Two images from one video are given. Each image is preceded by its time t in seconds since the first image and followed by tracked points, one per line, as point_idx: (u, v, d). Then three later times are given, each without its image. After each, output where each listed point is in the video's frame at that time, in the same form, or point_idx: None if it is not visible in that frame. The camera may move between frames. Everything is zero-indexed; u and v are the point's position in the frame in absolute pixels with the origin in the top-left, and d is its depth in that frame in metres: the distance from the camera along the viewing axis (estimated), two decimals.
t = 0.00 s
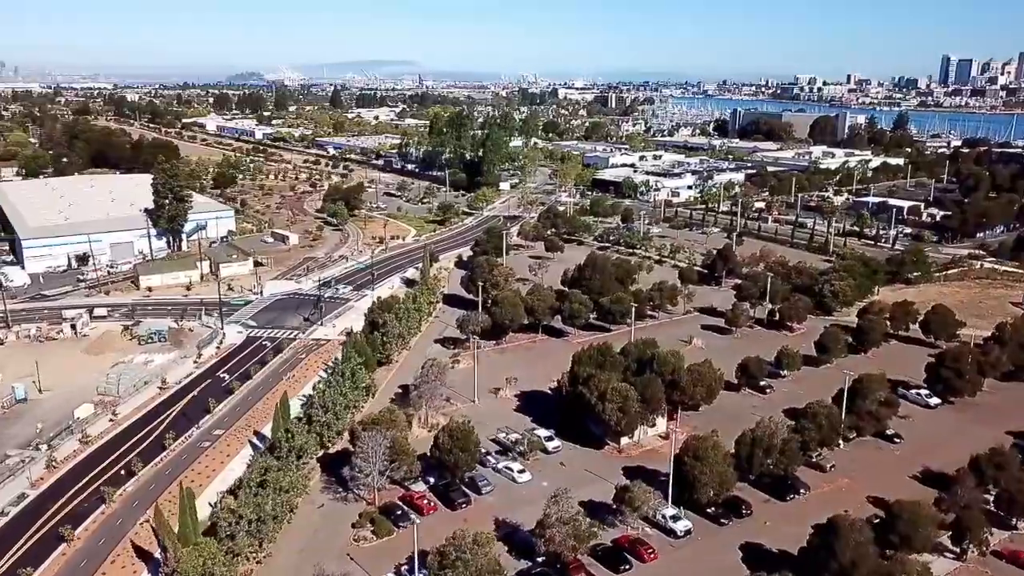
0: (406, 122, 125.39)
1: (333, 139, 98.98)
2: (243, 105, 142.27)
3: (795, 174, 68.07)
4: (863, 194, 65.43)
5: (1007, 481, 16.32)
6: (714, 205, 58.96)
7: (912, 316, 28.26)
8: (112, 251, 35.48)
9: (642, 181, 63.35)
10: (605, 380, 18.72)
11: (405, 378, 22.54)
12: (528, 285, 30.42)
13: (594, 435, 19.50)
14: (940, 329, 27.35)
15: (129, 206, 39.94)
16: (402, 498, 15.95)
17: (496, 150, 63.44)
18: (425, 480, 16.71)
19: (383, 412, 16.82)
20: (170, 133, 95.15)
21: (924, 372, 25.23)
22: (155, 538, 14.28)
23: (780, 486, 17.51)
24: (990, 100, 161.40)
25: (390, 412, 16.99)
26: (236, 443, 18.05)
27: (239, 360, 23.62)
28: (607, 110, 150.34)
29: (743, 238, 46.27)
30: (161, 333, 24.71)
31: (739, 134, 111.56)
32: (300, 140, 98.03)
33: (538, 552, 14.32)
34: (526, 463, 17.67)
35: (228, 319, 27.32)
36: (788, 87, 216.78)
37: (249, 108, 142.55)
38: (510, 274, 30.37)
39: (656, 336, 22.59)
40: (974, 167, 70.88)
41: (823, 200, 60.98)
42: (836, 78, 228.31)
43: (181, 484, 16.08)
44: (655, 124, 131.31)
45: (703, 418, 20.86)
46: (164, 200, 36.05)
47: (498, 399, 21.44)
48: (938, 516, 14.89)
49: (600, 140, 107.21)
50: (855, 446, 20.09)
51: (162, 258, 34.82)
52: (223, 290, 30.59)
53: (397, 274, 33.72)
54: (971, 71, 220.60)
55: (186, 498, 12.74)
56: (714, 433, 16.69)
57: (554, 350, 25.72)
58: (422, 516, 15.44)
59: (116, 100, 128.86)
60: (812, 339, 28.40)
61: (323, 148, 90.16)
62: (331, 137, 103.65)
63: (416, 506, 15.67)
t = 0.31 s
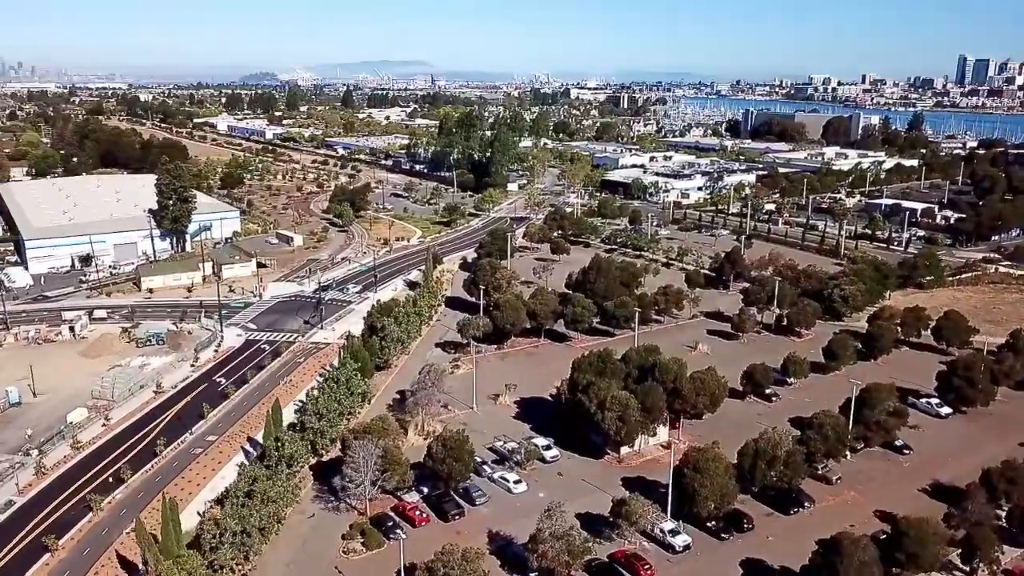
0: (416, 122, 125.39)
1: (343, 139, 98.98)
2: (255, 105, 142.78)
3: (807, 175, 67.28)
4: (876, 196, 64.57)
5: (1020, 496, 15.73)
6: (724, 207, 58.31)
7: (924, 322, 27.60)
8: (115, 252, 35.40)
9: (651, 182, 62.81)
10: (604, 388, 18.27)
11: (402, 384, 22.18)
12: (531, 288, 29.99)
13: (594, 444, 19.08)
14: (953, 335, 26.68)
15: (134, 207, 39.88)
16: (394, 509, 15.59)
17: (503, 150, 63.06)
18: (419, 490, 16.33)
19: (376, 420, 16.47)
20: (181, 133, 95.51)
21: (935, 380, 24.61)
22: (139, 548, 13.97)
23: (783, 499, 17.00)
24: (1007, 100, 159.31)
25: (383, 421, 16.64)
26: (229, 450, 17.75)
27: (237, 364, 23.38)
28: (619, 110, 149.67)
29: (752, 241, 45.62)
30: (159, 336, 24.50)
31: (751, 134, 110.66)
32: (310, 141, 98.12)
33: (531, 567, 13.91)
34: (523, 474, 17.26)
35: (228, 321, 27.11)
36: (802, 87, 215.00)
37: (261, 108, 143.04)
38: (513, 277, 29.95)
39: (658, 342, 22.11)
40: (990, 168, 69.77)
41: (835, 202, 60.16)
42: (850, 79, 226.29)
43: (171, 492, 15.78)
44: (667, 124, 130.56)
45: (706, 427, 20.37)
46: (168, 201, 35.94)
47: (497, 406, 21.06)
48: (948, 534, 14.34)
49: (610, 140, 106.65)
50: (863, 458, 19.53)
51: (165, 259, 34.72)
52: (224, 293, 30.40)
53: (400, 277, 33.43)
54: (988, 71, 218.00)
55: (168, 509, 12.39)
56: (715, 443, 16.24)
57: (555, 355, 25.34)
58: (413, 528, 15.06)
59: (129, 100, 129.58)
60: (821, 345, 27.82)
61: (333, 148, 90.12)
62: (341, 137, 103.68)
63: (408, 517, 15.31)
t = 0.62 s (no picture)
0: (425, 122, 125.14)
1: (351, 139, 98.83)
2: (265, 105, 143.02)
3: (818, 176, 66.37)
4: (888, 198, 63.66)
5: None
6: (732, 208, 57.60)
7: (934, 328, 26.91)
8: (116, 253, 35.25)
9: (659, 183, 62.18)
10: (601, 397, 17.80)
11: (397, 390, 21.79)
12: (533, 292, 29.51)
13: (591, 454, 18.61)
14: (964, 342, 26.00)
15: (137, 207, 39.75)
16: (382, 521, 15.19)
17: (510, 150, 62.61)
18: (409, 501, 15.93)
19: (365, 431, 16.07)
20: (190, 134, 95.68)
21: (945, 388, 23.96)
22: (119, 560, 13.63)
23: (785, 514, 16.45)
24: None
25: (372, 431, 16.24)
26: (217, 457, 17.40)
27: (232, 368, 23.06)
28: (629, 110, 148.80)
29: (760, 243, 44.95)
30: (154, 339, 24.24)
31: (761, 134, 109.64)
32: (319, 141, 98.04)
33: None
34: (517, 485, 16.82)
35: (225, 324, 26.82)
36: (815, 87, 213.14)
37: (271, 108, 143.25)
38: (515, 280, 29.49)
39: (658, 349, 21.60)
40: (1005, 170, 68.61)
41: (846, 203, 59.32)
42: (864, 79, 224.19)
43: (155, 501, 15.44)
44: (677, 124, 129.67)
45: (707, 438, 19.84)
46: (170, 202, 35.74)
47: (493, 413, 20.64)
48: (955, 553, 13.77)
49: (620, 140, 105.96)
50: (869, 470, 18.93)
51: (165, 260, 34.54)
52: (223, 295, 30.14)
53: (401, 279, 33.06)
54: (1004, 71, 215.39)
55: (144, 523, 12.03)
56: (714, 456, 15.74)
57: (555, 361, 24.88)
58: (401, 542, 14.65)
59: (140, 99, 130.13)
60: (828, 351, 27.22)
61: (341, 148, 89.98)
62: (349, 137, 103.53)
63: (396, 530, 14.90)
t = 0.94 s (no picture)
0: (433, 122, 124.86)
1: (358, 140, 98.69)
2: (273, 104, 143.16)
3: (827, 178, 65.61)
4: (898, 200, 62.87)
5: None
6: (739, 210, 57.01)
7: (943, 335, 26.33)
8: (116, 254, 35.09)
9: (666, 184, 61.62)
10: (597, 406, 17.38)
11: (392, 396, 21.43)
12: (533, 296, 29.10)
13: (587, 464, 18.19)
14: (973, 349, 25.40)
15: (138, 208, 39.62)
16: (370, 533, 14.82)
17: (515, 150, 62.16)
18: (398, 512, 15.56)
19: (353, 440, 15.71)
20: (197, 134, 95.75)
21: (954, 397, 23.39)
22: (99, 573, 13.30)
23: (786, 529, 15.97)
24: None
25: (361, 440, 15.88)
26: (206, 465, 17.09)
27: (226, 372, 22.77)
28: (637, 110, 148.05)
29: (767, 246, 44.38)
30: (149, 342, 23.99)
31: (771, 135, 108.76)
32: (326, 141, 97.93)
33: None
34: (509, 497, 16.42)
35: (221, 328, 26.55)
36: (826, 87, 211.55)
37: (279, 108, 143.36)
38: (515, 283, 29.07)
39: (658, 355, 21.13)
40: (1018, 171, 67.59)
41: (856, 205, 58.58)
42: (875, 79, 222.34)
43: (140, 512, 15.13)
44: (686, 125, 128.86)
45: (707, 447, 19.39)
46: (170, 203, 35.52)
47: (489, 420, 20.24)
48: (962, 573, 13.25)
49: (628, 141, 105.38)
50: (874, 482, 18.44)
51: (165, 262, 34.37)
52: (221, 297, 29.90)
53: (401, 282, 32.72)
54: (1018, 71, 213.17)
55: (120, 537, 11.68)
56: (712, 469, 15.29)
57: (554, 366, 24.47)
58: (389, 555, 14.28)
59: (149, 99, 130.52)
60: (833, 358, 26.68)
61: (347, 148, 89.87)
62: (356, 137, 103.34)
63: (384, 543, 14.52)
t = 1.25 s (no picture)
0: (440, 123, 124.62)
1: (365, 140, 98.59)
2: (281, 104, 143.31)
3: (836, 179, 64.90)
4: (908, 202, 62.09)
5: None
6: (747, 211, 56.40)
7: (952, 341, 25.72)
8: (116, 255, 34.92)
9: (672, 186, 61.08)
10: (593, 415, 16.95)
11: (386, 402, 21.08)
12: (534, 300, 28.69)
13: (583, 474, 17.76)
14: (982, 356, 24.80)
15: (140, 208, 39.49)
16: (356, 545, 14.44)
17: (521, 151, 61.74)
18: (387, 524, 15.21)
19: (341, 450, 15.37)
20: (204, 134, 95.82)
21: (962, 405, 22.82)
22: None
23: (786, 543, 15.48)
24: None
25: (349, 450, 15.52)
26: (194, 473, 16.77)
27: (219, 376, 22.49)
28: (646, 110, 147.32)
29: (773, 249, 43.79)
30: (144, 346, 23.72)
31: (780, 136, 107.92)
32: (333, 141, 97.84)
33: None
34: (501, 508, 16.02)
35: (217, 330, 26.29)
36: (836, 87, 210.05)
37: (287, 108, 143.52)
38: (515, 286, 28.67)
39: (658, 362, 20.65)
40: None
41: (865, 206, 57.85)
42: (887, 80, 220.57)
43: (123, 521, 14.83)
44: (694, 125, 128.08)
45: (706, 457, 18.91)
46: (170, 204, 35.30)
47: (484, 428, 19.84)
48: None
49: (635, 141, 104.78)
50: (879, 494, 17.92)
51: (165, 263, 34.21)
52: (219, 300, 29.65)
53: (401, 284, 32.39)
54: None
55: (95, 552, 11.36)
56: (709, 482, 14.84)
57: (553, 372, 24.07)
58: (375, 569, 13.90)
59: (158, 100, 130.91)
60: (839, 364, 26.15)
61: (354, 148, 89.78)
62: (363, 137, 103.13)
63: (371, 556, 14.14)
